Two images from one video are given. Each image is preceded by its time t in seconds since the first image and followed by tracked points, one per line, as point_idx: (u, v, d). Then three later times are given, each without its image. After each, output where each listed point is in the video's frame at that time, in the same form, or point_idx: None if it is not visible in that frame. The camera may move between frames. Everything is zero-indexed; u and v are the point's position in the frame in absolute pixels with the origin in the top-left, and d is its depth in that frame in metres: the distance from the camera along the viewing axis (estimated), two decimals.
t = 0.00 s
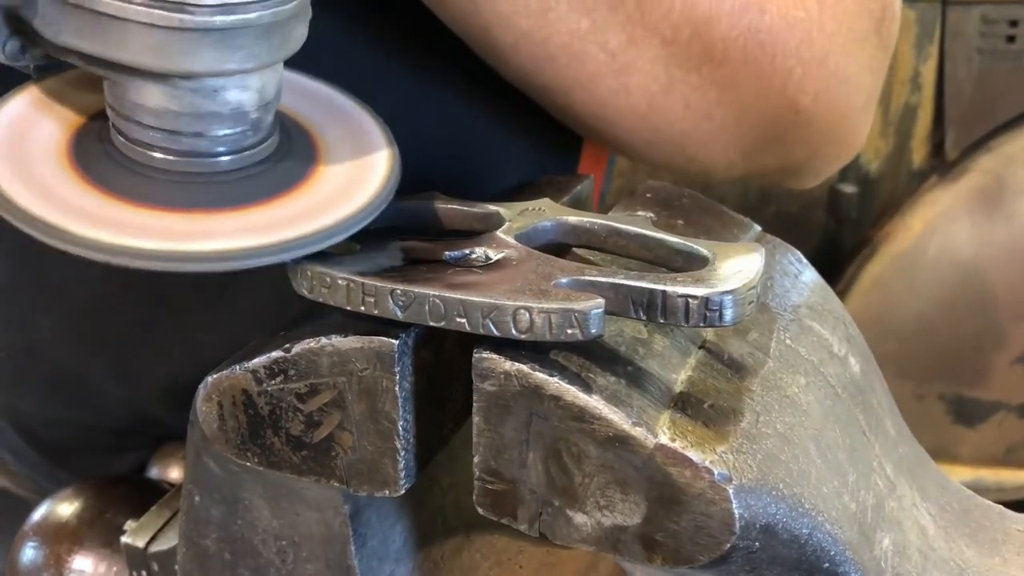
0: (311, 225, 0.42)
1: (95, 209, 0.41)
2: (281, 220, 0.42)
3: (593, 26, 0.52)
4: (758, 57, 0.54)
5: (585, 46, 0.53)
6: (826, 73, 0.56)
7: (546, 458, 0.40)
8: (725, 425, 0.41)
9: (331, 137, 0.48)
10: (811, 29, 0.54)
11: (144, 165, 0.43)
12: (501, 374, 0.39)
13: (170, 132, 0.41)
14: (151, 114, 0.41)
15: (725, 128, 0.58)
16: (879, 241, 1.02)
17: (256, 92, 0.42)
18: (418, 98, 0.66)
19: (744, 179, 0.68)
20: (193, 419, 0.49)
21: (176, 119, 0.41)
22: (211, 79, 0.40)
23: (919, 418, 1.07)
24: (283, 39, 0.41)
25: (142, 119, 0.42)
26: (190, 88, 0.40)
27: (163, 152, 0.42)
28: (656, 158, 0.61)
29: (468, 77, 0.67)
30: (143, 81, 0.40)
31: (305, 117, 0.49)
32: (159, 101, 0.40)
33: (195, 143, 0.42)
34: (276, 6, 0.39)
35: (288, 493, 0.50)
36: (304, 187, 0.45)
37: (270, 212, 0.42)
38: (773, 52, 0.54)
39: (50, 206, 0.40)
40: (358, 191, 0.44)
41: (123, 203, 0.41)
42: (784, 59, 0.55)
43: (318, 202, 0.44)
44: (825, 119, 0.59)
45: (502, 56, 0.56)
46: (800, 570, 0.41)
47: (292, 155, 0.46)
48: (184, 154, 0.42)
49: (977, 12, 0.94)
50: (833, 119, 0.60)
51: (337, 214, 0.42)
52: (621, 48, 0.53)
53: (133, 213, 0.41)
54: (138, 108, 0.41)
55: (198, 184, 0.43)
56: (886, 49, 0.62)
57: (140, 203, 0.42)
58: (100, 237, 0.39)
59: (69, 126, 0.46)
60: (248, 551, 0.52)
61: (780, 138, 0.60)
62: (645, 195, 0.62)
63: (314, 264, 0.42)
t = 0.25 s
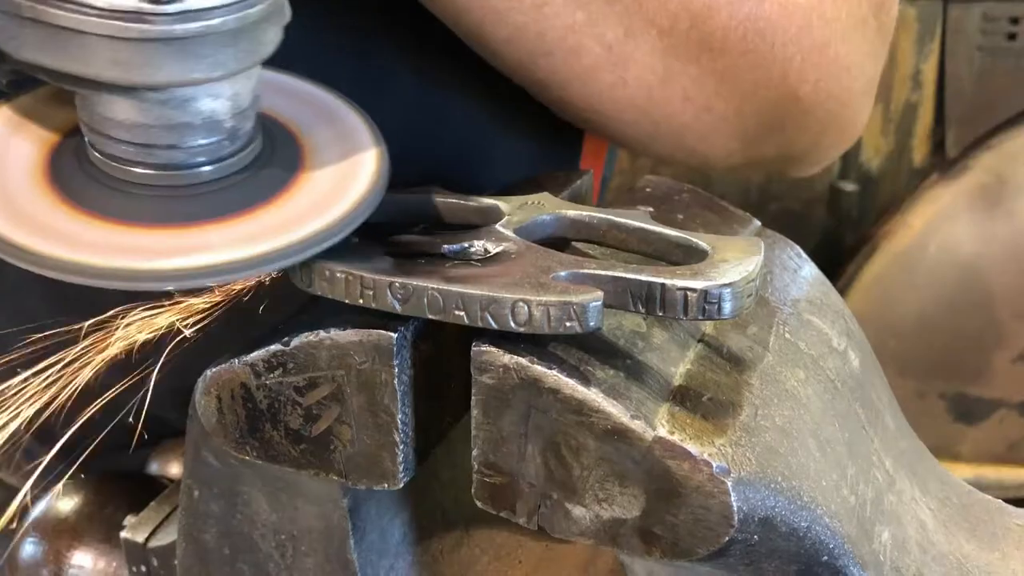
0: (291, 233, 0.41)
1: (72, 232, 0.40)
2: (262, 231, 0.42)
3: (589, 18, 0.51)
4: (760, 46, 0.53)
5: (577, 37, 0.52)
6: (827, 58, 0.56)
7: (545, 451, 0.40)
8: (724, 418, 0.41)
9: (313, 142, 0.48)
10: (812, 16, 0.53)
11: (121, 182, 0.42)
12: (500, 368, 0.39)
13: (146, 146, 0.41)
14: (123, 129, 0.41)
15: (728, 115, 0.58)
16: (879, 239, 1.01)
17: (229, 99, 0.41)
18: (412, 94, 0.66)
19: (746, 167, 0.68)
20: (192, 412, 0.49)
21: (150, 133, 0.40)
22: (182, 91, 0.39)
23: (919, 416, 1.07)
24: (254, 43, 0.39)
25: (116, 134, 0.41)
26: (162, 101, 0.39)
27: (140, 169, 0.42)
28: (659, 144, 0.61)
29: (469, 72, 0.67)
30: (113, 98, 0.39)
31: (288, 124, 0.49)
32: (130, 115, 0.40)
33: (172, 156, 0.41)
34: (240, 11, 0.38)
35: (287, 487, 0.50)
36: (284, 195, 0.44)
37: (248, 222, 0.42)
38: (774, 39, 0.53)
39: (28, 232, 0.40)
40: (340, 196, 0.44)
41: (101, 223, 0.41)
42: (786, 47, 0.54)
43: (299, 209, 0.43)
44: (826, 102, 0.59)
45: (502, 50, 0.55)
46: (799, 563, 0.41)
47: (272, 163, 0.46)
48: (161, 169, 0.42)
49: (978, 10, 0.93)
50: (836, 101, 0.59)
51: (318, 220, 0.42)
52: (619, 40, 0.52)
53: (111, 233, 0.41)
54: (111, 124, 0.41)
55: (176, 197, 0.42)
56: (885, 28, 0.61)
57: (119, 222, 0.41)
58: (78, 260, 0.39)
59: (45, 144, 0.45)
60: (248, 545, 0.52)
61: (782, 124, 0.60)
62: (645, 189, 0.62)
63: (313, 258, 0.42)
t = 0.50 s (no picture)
0: (362, 249, 0.39)
1: (124, 234, 0.37)
2: (326, 245, 0.39)
3: (612, 19, 0.51)
4: (772, 44, 0.53)
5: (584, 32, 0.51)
6: (832, 53, 0.56)
7: (537, 448, 0.40)
8: (716, 415, 0.41)
9: (366, 161, 0.46)
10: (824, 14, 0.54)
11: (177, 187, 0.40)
12: (492, 364, 0.39)
13: (212, 150, 0.39)
14: (192, 131, 0.38)
15: (737, 114, 0.58)
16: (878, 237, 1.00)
17: (306, 106, 0.39)
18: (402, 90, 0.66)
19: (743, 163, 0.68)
20: (186, 409, 0.49)
21: (218, 134, 0.38)
22: (263, 91, 0.37)
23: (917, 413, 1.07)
24: (338, 46, 0.38)
25: (180, 136, 0.38)
26: (240, 101, 0.37)
27: (198, 172, 0.39)
28: (666, 143, 0.61)
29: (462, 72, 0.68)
30: (185, 94, 0.37)
31: (340, 141, 0.47)
32: (202, 115, 0.37)
33: (235, 162, 0.39)
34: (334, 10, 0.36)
35: (281, 484, 0.50)
36: (350, 214, 0.42)
37: (316, 237, 0.40)
38: (786, 35, 0.53)
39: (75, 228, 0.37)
40: (408, 217, 0.42)
41: (155, 228, 0.38)
42: (795, 43, 0.54)
43: (366, 227, 0.41)
44: (829, 97, 0.59)
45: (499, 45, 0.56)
46: (791, 559, 0.41)
47: (332, 179, 0.44)
48: (222, 174, 0.39)
49: (977, 8, 0.94)
50: (837, 95, 0.60)
51: (389, 238, 0.40)
52: (641, 43, 0.52)
53: (166, 237, 0.38)
54: (175, 124, 0.38)
55: (234, 207, 0.40)
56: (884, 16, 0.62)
57: (175, 228, 0.38)
58: (133, 261, 0.36)
59: (93, 144, 0.43)
60: (242, 542, 0.52)
61: (788, 121, 0.60)
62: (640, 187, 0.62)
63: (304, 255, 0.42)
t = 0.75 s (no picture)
0: (327, 250, 0.39)
1: (94, 206, 0.36)
2: (292, 241, 0.39)
3: (591, 52, 0.51)
4: (744, 77, 0.54)
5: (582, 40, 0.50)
6: (801, 85, 0.57)
7: (531, 447, 0.40)
8: (710, 414, 0.41)
9: (332, 172, 0.45)
10: (792, 53, 0.55)
11: (140, 167, 0.39)
12: (486, 364, 0.39)
13: (185, 132, 0.38)
14: (170, 112, 0.38)
15: (707, 145, 0.59)
16: (879, 235, 1.01)
17: (288, 102, 0.40)
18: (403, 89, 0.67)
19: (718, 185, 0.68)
20: (181, 409, 0.49)
21: (197, 118, 0.38)
22: (251, 79, 0.38)
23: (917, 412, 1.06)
24: (330, 48, 0.39)
25: (152, 115, 0.38)
26: (227, 87, 0.37)
27: (166, 154, 0.39)
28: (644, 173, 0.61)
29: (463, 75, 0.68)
30: (172, 73, 0.37)
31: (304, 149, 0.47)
32: (184, 95, 0.37)
33: (209, 148, 0.39)
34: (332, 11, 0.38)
35: (277, 483, 0.50)
36: (316, 214, 0.42)
37: (280, 230, 0.40)
38: (757, 68, 0.54)
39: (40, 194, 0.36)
40: (373, 224, 0.42)
41: (120, 204, 0.37)
42: (765, 74, 0.55)
43: (333, 230, 0.41)
44: (797, 128, 0.60)
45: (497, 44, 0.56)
46: (784, 558, 0.41)
47: (295, 181, 0.43)
48: (192, 159, 0.39)
49: (977, 6, 0.94)
50: (803, 130, 0.61)
51: (356, 241, 0.40)
52: (616, 74, 0.52)
53: (135, 213, 0.37)
54: (151, 103, 0.38)
55: (200, 192, 0.39)
56: (862, 46, 0.63)
57: (144, 206, 0.38)
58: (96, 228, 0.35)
59: (54, 112, 0.41)
60: (238, 541, 0.52)
61: (756, 153, 0.61)
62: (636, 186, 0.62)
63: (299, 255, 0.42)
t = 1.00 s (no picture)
0: (446, 266, 0.37)
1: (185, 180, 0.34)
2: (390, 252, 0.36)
3: (636, 76, 0.57)
4: (771, 101, 0.61)
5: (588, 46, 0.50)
6: (818, 108, 0.64)
7: (525, 445, 0.40)
8: (704, 411, 0.41)
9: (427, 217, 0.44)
10: (815, 78, 0.62)
11: (242, 162, 0.38)
12: (480, 362, 0.39)
13: (297, 122, 0.38)
14: (287, 100, 0.37)
15: (728, 163, 0.65)
16: (879, 233, 1.01)
17: (404, 111, 0.40)
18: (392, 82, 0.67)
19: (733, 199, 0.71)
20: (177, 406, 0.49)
21: (319, 111, 0.38)
22: (387, 74, 0.38)
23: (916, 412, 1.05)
24: (465, 57, 0.40)
25: (268, 105, 0.38)
26: (361, 80, 0.38)
27: (275, 150, 0.38)
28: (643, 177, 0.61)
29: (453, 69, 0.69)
30: (302, 58, 0.37)
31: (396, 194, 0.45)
32: (303, 81, 0.37)
33: (329, 149, 0.38)
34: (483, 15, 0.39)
35: (273, 481, 0.50)
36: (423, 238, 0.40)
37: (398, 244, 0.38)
38: (784, 94, 0.61)
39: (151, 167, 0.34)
40: (481, 252, 0.40)
41: (227, 194, 0.35)
42: (791, 97, 0.62)
43: (442, 252, 0.39)
44: (813, 146, 0.67)
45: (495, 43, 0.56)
46: (778, 555, 0.42)
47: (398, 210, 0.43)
48: (302, 156, 0.38)
49: (976, 5, 0.94)
50: (817, 142, 0.67)
51: (469, 266, 0.38)
52: (658, 98, 0.59)
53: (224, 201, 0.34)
54: (272, 92, 0.37)
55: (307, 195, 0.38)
56: (863, 72, 0.70)
57: (238, 194, 0.35)
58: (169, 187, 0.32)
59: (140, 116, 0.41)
60: (234, 539, 0.52)
61: (776, 162, 0.66)
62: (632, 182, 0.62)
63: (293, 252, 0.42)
